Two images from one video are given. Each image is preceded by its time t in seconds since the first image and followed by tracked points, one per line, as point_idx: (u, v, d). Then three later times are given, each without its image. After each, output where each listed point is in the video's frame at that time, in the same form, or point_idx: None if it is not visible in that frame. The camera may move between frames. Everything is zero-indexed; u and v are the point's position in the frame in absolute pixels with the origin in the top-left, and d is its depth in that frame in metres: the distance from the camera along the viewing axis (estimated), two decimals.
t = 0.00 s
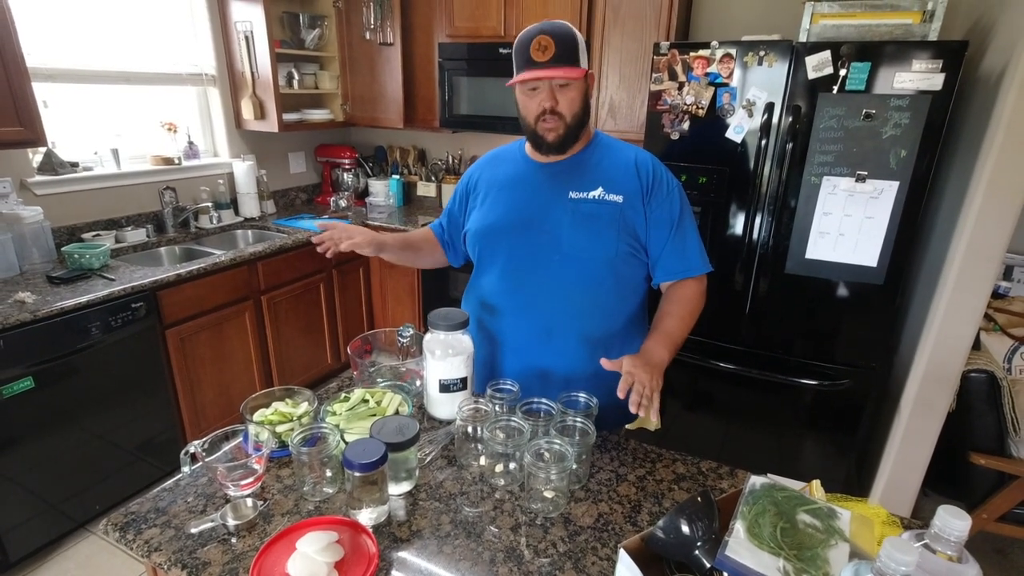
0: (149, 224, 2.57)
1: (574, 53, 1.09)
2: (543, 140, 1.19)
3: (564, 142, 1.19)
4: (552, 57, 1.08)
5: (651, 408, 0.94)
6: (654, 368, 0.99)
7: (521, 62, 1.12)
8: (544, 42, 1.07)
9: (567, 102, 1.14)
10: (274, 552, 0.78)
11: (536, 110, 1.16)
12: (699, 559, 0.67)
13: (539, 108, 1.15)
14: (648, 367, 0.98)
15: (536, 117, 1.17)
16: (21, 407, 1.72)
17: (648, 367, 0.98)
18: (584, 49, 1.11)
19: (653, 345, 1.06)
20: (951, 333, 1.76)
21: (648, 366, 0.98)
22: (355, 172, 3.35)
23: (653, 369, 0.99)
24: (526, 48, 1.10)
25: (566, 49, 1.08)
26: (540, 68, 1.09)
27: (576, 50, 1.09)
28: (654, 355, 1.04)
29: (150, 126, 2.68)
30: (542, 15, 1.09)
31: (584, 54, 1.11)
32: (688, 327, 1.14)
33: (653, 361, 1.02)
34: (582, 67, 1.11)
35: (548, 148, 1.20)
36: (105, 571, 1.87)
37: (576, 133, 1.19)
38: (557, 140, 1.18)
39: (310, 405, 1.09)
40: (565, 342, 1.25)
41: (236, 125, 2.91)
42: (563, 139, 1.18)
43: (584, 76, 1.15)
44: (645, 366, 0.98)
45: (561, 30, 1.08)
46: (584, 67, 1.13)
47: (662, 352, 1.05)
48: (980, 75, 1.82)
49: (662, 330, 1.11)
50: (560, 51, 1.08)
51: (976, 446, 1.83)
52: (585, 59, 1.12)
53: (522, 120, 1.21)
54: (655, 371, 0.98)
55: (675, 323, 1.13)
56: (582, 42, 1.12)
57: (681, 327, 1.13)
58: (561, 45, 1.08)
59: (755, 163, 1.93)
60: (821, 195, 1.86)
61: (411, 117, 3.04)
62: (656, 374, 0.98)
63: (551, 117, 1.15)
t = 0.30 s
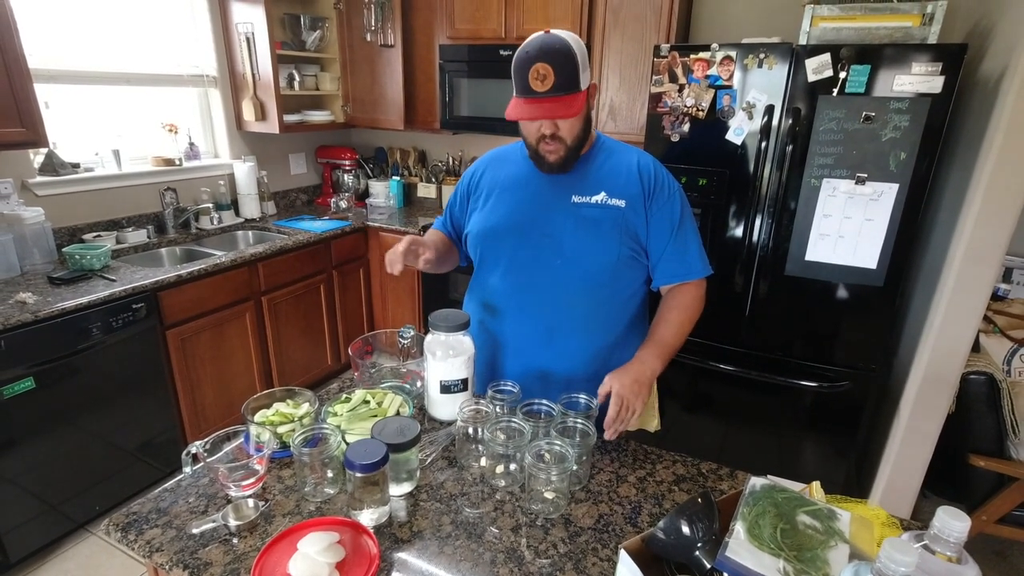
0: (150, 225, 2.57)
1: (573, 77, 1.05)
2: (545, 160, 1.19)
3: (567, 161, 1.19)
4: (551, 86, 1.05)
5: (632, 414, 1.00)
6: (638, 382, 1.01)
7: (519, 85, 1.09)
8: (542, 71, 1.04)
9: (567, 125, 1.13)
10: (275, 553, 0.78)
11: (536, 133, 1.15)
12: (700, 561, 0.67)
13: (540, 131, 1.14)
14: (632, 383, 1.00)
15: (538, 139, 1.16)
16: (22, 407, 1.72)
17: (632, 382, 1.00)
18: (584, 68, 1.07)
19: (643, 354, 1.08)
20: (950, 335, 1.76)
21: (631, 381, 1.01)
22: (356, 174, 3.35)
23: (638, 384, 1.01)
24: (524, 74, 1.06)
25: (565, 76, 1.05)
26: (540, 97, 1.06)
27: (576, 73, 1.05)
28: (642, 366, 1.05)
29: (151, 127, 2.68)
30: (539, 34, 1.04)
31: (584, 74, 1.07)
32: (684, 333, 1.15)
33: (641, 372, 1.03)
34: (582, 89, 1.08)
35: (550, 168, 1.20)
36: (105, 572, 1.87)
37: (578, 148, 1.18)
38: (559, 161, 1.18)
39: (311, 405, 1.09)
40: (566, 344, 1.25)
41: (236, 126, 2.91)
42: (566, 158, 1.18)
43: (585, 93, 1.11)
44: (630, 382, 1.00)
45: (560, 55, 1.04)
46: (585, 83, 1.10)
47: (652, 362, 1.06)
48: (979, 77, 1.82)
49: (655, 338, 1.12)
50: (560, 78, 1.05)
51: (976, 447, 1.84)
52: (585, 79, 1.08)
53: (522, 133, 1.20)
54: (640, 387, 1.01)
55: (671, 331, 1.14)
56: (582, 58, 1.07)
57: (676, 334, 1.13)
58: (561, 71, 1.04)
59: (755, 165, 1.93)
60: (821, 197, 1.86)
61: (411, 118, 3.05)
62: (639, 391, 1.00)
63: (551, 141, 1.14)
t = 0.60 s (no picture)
0: (149, 224, 2.57)
1: (587, 82, 1.04)
2: (558, 166, 1.18)
3: (579, 166, 1.18)
4: (566, 93, 1.04)
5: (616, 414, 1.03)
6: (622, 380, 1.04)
7: (531, 91, 1.07)
8: (557, 79, 1.02)
9: (581, 132, 1.12)
10: (275, 551, 0.78)
11: (550, 139, 1.14)
12: (699, 556, 0.67)
13: (554, 137, 1.13)
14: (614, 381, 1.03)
15: (552, 146, 1.15)
16: (22, 407, 1.72)
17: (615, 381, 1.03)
18: (599, 73, 1.06)
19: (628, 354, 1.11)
20: (950, 331, 1.76)
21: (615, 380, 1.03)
22: (355, 172, 3.35)
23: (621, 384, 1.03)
24: (537, 81, 1.04)
25: (580, 82, 1.03)
26: (554, 104, 1.05)
27: (590, 78, 1.04)
28: (628, 368, 1.07)
29: (150, 126, 2.68)
30: (552, 39, 1.03)
31: (599, 79, 1.06)
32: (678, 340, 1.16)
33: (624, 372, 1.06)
34: (597, 94, 1.07)
35: (562, 173, 1.19)
36: (106, 571, 1.87)
37: (589, 153, 1.17)
38: (571, 166, 1.18)
39: (311, 404, 1.09)
40: (569, 344, 1.26)
41: (235, 125, 2.91)
42: (578, 162, 1.17)
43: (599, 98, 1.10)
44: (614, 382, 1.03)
45: (574, 60, 1.02)
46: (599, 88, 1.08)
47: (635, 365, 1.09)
48: (978, 72, 1.82)
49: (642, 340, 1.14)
50: (574, 85, 1.03)
51: (976, 443, 1.84)
52: (599, 84, 1.07)
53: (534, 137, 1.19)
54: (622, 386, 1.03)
55: (659, 337, 1.14)
56: (596, 62, 1.05)
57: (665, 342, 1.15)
58: (575, 78, 1.03)
59: (754, 161, 1.93)
60: (820, 193, 1.86)
61: (410, 116, 3.05)
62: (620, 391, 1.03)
63: (565, 146, 1.14)
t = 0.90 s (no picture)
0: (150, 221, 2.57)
1: (607, 83, 1.04)
2: (570, 165, 1.16)
3: (592, 166, 1.17)
4: (585, 93, 1.03)
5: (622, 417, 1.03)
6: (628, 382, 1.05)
7: (549, 88, 1.06)
8: (577, 77, 1.02)
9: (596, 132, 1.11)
10: (278, 546, 0.78)
11: (563, 138, 1.12)
12: (701, 551, 0.68)
13: (567, 136, 1.11)
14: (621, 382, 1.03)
15: (565, 145, 1.13)
16: (24, 404, 1.73)
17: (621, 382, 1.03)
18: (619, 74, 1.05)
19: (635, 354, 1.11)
20: (953, 326, 1.76)
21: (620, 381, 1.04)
22: (356, 168, 3.34)
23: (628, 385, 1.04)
24: (556, 78, 1.04)
25: (599, 83, 1.03)
26: (571, 104, 1.05)
27: (610, 79, 1.04)
28: (634, 369, 1.08)
29: (150, 123, 2.67)
30: (574, 36, 1.02)
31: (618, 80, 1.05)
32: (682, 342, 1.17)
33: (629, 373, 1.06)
34: (615, 95, 1.06)
35: (574, 172, 1.18)
36: (110, 567, 1.88)
37: (602, 154, 1.16)
38: (583, 166, 1.16)
39: (313, 399, 1.10)
40: (576, 345, 1.26)
41: (235, 121, 2.91)
42: (591, 163, 1.16)
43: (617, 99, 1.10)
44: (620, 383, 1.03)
45: (594, 60, 1.02)
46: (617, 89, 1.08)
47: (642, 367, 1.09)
48: (982, 65, 1.81)
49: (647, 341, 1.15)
50: (594, 85, 1.03)
51: (978, 438, 1.84)
52: (618, 85, 1.06)
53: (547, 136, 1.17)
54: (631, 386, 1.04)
55: (665, 338, 1.16)
56: (617, 63, 1.05)
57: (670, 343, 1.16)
58: (595, 78, 1.02)
59: (756, 156, 1.92)
60: (822, 188, 1.85)
61: (411, 112, 3.04)
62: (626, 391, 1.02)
63: (578, 146, 1.12)
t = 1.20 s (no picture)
0: (152, 221, 2.58)
1: (608, 78, 1.03)
2: (571, 161, 1.16)
3: (593, 162, 1.17)
4: (586, 87, 1.03)
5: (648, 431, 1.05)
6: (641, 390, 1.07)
7: (551, 83, 1.06)
8: (578, 71, 1.02)
9: (596, 129, 1.10)
10: (279, 545, 0.78)
11: (564, 134, 1.12)
12: (702, 550, 0.68)
13: (568, 132, 1.11)
14: (640, 397, 1.06)
15: (566, 140, 1.13)
16: (26, 403, 1.73)
17: (639, 397, 1.06)
18: (621, 70, 1.05)
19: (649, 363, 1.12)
20: (955, 324, 1.75)
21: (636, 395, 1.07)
22: (357, 167, 3.34)
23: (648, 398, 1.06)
24: (557, 72, 1.04)
25: (600, 78, 1.03)
26: (572, 98, 1.05)
27: (612, 74, 1.03)
28: (649, 377, 1.10)
29: (151, 122, 2.67)
30: (578, 30, 1.02)
31: (621, 76, 1.05)
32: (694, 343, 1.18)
33: (647, 384, 1.09)
34: (617, 91, 1.06)
35: (575, 168, 1.18)
36: (112, 566, 1.88)
37: (604, 150, 1.16)
38: (584, 162, 1.16)
39: (314, 398, 1.10)
40: (585, 344, 1.25)
41: (236, 121, 2.91)
42: (592, 159, 1.16)
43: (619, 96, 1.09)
44: (637, 397, 1.06)
45: (596, 55, 1.02)
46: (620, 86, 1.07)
47: (658, 374, 1.10)
48: (984, 63, 1.80)
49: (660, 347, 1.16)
50: (595, 79, 1.03)
51: (980, 436, 1.83)
52: (621, 81, 1.06)
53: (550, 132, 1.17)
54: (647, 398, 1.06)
55: (677, 339, 1.16)
56: (620, 60, 1.05)
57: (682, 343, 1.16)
58: (596, 72, 1.02)
59: (757, 154, 1.92)
60: (824, 186, 1.85)
61: (412, 111, 3.04)
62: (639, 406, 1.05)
63: (578, 143, 1.12)
